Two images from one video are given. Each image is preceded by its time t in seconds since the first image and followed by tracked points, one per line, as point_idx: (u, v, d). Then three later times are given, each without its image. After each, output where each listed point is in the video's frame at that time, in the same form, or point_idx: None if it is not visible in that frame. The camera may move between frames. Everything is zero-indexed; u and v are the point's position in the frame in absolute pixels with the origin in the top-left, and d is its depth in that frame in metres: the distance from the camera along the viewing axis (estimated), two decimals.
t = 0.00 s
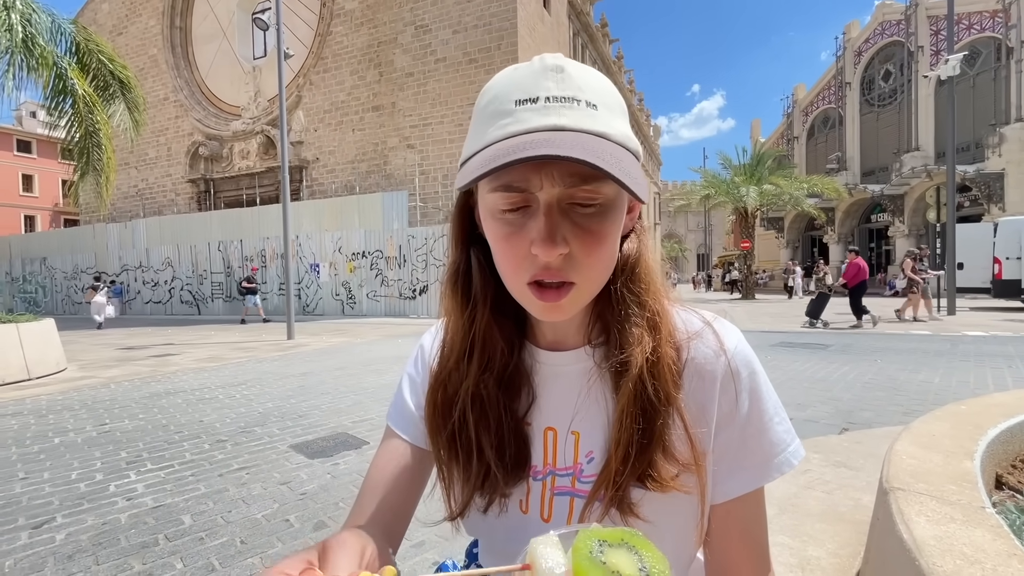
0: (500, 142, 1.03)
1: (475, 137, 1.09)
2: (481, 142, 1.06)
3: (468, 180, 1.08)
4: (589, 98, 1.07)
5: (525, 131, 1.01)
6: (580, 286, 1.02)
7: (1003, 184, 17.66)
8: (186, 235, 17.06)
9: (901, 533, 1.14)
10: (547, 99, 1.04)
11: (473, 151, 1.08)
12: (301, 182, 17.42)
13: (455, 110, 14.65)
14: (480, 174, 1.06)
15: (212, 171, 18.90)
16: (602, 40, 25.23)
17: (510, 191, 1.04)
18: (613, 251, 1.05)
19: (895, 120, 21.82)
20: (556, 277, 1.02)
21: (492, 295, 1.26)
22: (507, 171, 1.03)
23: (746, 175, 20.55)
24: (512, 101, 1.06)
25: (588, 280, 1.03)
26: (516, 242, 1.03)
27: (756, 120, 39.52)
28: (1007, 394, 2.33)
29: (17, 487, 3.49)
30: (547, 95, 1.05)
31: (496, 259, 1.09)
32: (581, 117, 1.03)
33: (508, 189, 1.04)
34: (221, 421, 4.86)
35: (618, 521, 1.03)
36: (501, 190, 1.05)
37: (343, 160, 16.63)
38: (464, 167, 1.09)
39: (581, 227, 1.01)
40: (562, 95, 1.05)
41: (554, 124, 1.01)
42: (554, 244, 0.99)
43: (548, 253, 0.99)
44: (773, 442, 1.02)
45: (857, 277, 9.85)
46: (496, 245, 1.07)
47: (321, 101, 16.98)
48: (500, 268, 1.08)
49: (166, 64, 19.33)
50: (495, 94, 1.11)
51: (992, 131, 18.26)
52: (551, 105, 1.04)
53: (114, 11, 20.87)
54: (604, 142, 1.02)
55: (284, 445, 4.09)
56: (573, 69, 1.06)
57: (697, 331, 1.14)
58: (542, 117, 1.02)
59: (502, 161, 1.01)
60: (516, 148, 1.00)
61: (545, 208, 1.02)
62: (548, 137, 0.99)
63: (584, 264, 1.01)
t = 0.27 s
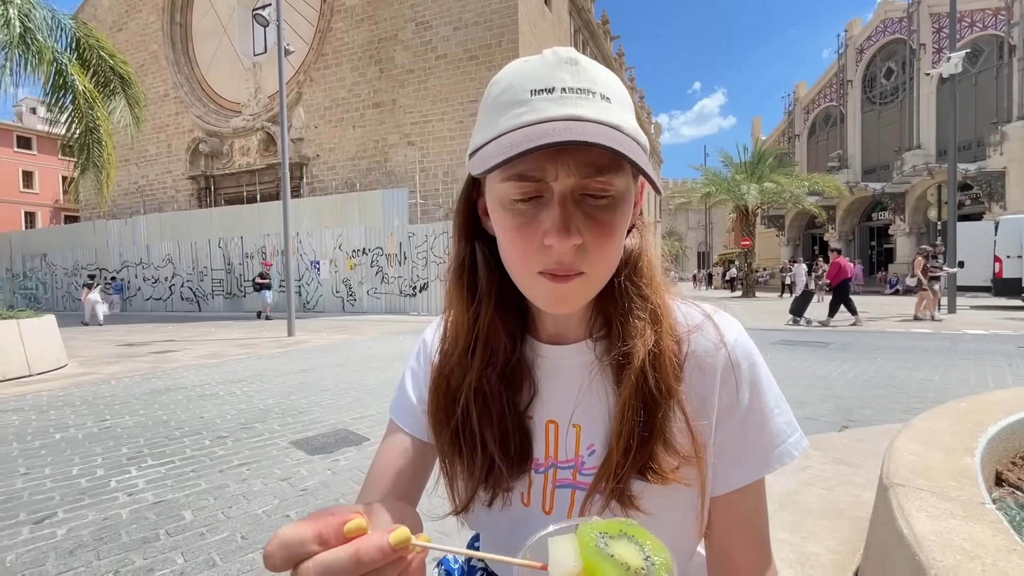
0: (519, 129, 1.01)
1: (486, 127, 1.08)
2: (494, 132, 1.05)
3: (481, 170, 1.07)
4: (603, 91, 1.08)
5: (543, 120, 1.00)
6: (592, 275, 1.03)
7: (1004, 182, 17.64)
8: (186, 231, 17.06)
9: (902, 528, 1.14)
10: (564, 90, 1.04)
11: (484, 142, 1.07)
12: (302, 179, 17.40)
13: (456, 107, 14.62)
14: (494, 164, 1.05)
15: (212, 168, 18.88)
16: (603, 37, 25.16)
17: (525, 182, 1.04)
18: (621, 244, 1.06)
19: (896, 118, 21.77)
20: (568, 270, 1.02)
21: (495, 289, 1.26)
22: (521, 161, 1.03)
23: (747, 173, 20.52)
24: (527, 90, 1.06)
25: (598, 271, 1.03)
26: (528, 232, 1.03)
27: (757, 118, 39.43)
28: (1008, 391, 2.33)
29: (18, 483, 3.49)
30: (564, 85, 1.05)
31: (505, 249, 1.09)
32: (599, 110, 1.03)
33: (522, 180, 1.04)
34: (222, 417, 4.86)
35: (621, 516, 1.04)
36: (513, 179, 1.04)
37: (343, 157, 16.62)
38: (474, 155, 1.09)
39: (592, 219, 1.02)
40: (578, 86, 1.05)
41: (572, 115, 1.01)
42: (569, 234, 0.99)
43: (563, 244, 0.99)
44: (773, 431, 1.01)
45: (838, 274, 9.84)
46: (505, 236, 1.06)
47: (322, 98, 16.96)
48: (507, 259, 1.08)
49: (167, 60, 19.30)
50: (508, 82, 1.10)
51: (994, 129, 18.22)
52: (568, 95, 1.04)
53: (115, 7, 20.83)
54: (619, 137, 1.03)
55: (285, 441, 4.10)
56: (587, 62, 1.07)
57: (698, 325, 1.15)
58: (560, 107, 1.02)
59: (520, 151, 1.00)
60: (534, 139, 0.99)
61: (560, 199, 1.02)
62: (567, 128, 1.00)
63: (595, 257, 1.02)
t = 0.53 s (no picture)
0: (516, 101, 0.98)
1: (476, 105, 1.05)
2: (487, 106, 1.02)
3: (472, 145, 1.04)
4: (597, 69, 1.07)
5: (537, 91, 0.98)
6: (591, 255, 1.01)
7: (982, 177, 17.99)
8: (167, 225, 16.75)
9: (886, 521, 1.14)
10: (557, 65, 1.03)
11: (472, 121, 1.04)
12: (286, 172, 17.15)
13: (442, 100, 14.50)
14: (487, 134, 1.02)
15: (194, 161, 18.54)
16: (590, 30, 25.09)
17: (519, 160, 1.02)
18: (616, 227, 1.05)
19: (878, 113, 22.05)
20: (569, 247, 1.00)
21: (484, 285, 1.24)
22: (514, 137, 1.02)
23: (732, 168, 20.67)
24: (520, 66, 1.04)
25: (596, 254, 1.02)
26: (524, 210, 1.00)
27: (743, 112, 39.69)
28: (987, 382, 2.37)
29: None
30: (557, 61, 1.04)
31: (498, 235, 1.06)
32: (593, 82, 1.01)
33: (516, 157, 1.02)
34: (205, 415, 4.79)
35: (617, 516, 1.04)
36: (507, 157, 1.02)
37: (328, 150, 16.42)
38: (464, 132, 1.05)
39: (589, 198, 1.01)
40: (571, 62, 1.04)
41: (569, 85, 0.98)
42: (565, 211, 0.97)
43: (562, 220, 0.97)
44: (770, 428, 1.02)
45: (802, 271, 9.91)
46: (497, 217, 1.04)
47: (306, 90, 16.71)
48: (498, 245, 1.06)
49: (146, 50, 18.87)
50: (500, 62, 1.08)
51: (972, 125, 18.54)
52: (563, 69, 1.02)
53: None
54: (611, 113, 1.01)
55: (270, 438, 4.04)
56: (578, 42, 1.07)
57: (691, 321, 1.15)
58: (555, 78, 0.99)
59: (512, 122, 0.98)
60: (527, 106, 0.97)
61: (558, 176, 1.00)
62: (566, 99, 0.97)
63: (593, 237, 1.00)
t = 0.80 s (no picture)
0: (509, 99, 0.98)
1: (470, 104, 1.05)
2: (480, 104, 1.02)
3: (466, 143, 1.03)
4: (590, 66, 1.07)
5: (531, 89, 0.98)
6: (589, 259, 1.01)
7: (980, 178, 18.03)
8: (165, 226, 16.73)
9: (886, 522, 1.14)
10: (551, 61, 1.03)
11: (468, 120, 1.04)
12: (285, 173, 17.14)
13: (441, 101, 14.50)
14: (483, 130, 1.01)
15: (193, 162, 18.53)
16: (589, 31, 25.11)
17: (515, 158, 1.02)
18: (615, 229, 1.04)
19: (877, 115, 22.09)
20: (565, 248, 0.99)
21: (482, 291, 1.23)
22: (508, 136, 1.02)
23: (731, 169, 20.70)
24: (513, 63, 1.04)
25: (594, 257, 1.01)
26: (520, 209, 1.00)
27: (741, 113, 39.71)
28: (987, 383, 2.37)
29: None
30: (550, 59, 1.04)
31: (496, 237, 1.05)
32: (588, 79, 1.01)
33: (511, 156, 1.02)
34: (203, 416, 4.78)
35: (616, 524, 1.04)
36: (503, 156, 1.02)
37: (327, 150, 16.41)
38: (458, 131, 1.05)
39: (586, 199, 1.00)
40: (565, 59, 1.05)
41: (563, 81, 0.99)
42: (568, 209, 0.97)
43: (557, 220, 0.97)
44: (771, 433, 1.03)
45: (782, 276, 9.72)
46: (493, 217, 1.03)
47: (305, 90, 16.70)
48: (496, 248, 1.05)
49: (144, 51, 18.86)
50: (492, 63, 1.08)
51: (970, 126, 18.58)
52: (556, 66, 1.02)
53: None
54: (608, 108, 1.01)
55: (268, 439, 4.04)
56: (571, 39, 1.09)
57: (692, 326, 1.14)
58: (549, 75, 1.00)
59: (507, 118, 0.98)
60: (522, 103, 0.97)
61: (553, 175, 1.00)
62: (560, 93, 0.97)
63: (590, 238, 1.00)
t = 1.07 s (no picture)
0: (500, 107, 0.98)
1: (463, 111, 1.05)
2: (472, 112, 1.02)
3: (459, 153, 1.03)
4: (584, 69, 1.06)
5: (522, 96, 0.98)
6: (585, 267, 1.01)
7: (979, 180, 18.06)
8: (164, 227, 16.72)
9: (885, 524, 1.14)
10: (542, 66, 1.03)
11: (461, 126, 1.04)
12: (285, 174, 17.14)
13: (440, 102, 14.51)
14: (477, 139, 1.01)
15: (192, 163, 18.53)
16: (588, 32, 25.13)
17: (508, 167, 1.02)
18: (611, 236, 1.04)
19: (876, 116, 22.12)
20: (560, 258, 0.99)
21: (478, 298, 1.23)
22: (501, 143, 1.02)
23: (731, 170, 20.71)
24: (504, 69, 1.04)
25: (589, 265, 1.01)
26: (515, 218, 1.00)
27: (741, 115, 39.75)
28: (987, 385, 2.37)
29: None
30: (542, 63, 1.04)
31: (492, 246, 1.05)
32: (580, 83, 1.01)
33: (505, 164, 1.02)
34: (202, 417, 4.77)
35: (617, 531, 1.04)
36: (496, 164, 1.02)
37: (327, 151, 16.42)
38: (451, 139, 1.05)
39: (581, 205, 1.00)
40: (557, 63, 1.05)
41: (555, 87, 0.98)
42: (563, 218, 0.97)
43: (552, 229, 0.97)
44: (771, 439, 1.03)
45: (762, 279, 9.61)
46: (488, 226, 1.03)
47: (305, 91, 16.71)
48: (492, 257, 1.05)
49: (144, 52, 18.88)
50: (485, 68, 1.08)
51: (969, 127, 18.60)
52: (547, 70, 1.02)
53: None
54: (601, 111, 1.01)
55: (267, 441, 4.03)
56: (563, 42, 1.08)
57: (691, 331, 1.14)
58: (540, 81, 0.99)
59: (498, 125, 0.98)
60: (513, 110, 0.97)
61: (546, 182, 1.00)
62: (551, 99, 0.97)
63: (585, 246, 1.00)
